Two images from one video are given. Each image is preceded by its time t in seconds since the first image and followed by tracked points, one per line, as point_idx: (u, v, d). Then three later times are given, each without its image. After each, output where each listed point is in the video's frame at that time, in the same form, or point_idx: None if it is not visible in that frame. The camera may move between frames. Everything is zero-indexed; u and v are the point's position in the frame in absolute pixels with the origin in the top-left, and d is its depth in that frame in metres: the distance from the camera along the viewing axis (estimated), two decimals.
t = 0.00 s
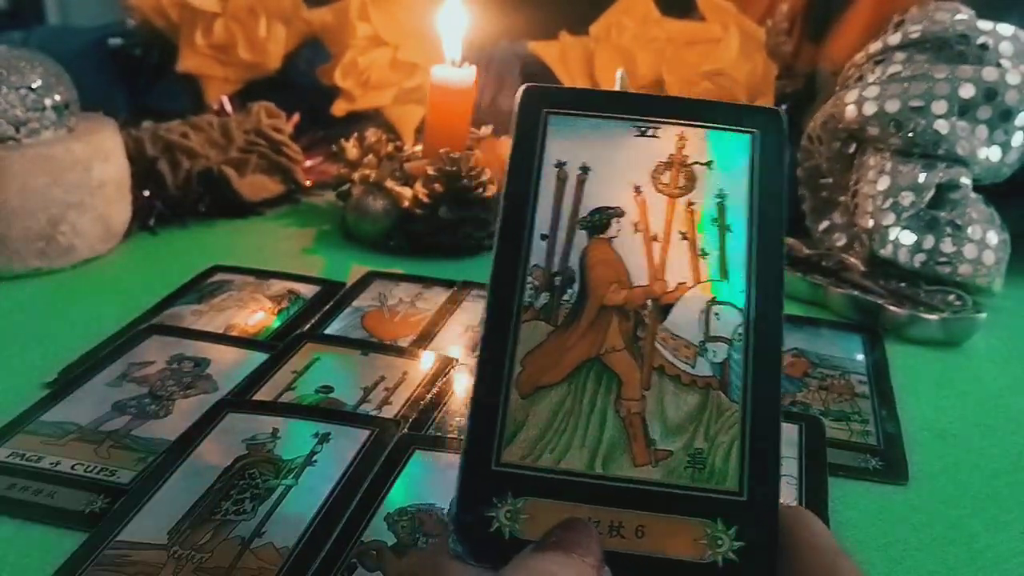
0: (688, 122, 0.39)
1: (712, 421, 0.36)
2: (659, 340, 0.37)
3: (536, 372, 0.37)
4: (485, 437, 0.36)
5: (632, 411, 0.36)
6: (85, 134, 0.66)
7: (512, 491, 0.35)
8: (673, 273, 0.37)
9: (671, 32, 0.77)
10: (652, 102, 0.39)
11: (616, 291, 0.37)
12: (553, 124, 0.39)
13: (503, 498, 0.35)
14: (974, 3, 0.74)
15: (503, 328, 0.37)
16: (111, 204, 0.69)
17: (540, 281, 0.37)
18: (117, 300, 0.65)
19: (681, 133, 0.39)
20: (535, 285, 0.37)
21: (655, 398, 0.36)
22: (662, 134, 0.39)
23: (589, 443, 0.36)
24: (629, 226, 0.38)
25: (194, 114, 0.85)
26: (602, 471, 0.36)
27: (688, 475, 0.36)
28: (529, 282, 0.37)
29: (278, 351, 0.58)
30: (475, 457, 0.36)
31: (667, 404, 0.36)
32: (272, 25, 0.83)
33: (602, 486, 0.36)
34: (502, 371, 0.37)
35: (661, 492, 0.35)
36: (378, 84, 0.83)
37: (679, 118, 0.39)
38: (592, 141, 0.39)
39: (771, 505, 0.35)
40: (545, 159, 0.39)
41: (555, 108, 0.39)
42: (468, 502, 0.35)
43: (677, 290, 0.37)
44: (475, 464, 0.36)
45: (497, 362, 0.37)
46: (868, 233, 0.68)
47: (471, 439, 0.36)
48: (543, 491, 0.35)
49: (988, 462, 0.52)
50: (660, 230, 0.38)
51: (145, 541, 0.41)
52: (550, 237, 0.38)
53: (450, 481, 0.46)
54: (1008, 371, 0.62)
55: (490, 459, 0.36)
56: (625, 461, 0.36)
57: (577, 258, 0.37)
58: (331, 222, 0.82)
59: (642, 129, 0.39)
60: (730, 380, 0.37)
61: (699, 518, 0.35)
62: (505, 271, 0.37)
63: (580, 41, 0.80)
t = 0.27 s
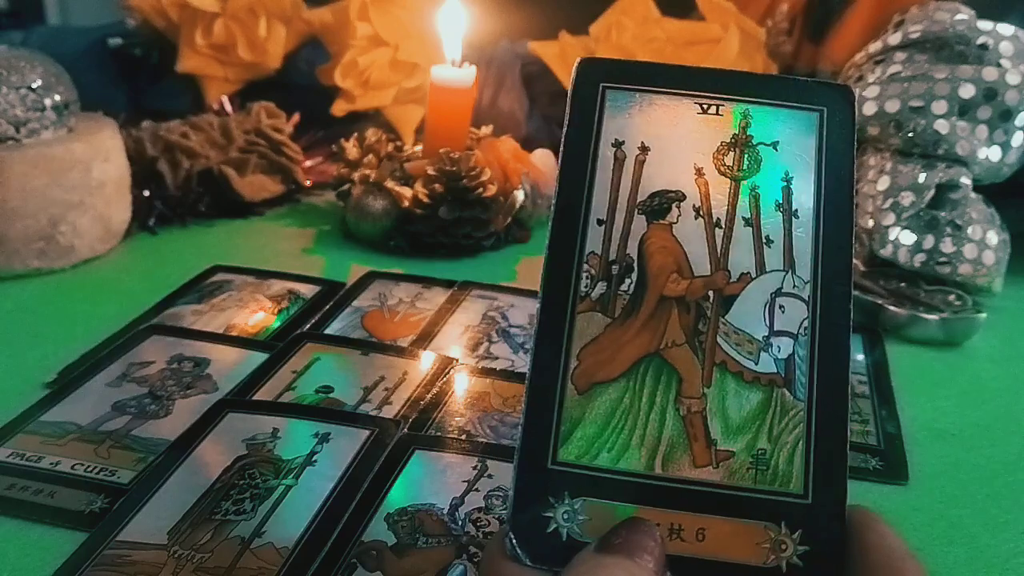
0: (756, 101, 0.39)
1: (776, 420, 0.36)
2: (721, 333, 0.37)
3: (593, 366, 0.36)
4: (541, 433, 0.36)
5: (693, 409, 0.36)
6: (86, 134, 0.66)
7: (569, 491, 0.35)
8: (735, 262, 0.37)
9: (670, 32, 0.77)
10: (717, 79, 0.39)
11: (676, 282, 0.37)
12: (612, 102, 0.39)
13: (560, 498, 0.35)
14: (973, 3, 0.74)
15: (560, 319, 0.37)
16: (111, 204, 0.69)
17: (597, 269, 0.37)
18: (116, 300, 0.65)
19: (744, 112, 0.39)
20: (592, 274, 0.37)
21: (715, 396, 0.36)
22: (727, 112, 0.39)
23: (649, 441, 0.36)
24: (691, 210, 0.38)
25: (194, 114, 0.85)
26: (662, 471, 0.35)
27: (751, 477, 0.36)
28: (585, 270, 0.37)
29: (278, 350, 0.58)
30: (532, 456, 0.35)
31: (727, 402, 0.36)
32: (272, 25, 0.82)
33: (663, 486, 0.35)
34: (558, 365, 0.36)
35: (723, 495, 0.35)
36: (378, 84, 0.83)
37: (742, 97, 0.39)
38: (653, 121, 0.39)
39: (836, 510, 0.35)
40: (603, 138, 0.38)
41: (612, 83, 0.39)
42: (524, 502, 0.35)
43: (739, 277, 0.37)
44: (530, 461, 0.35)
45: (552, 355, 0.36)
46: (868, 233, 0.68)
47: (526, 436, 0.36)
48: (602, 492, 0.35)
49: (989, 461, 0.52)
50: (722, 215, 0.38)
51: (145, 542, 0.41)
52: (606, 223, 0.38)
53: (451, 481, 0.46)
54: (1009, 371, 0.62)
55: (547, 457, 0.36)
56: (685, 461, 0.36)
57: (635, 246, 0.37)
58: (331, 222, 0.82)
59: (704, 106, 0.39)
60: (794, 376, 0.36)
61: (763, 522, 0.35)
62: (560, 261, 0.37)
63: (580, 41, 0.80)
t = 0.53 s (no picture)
0: (765, 93, 0.38)
1: (791, 419, 0.36)
2: (734, 334, 0.36)
3: (607, 369, 0.37)
4: (557, 437, 0.36)
5: (708, 410, 0.36)
6: (87, 134, 0.67)
7: (587, 493, 0.35)
8: (747, 261, 0.37)
9: (670, 33, 0.78)
10: (725, 72, 0.38)
11: (688, 282, 0.37)
12: (619, 100, 0.38)
13: (578, 500, 0.35)
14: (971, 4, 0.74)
15: (573, 322, 0.37)
16: (112, 204, 0.69)
17: (609, 271, 0.37)
18: (118, 300, 0.65)
19: (754, 104, 0.38)
20: (603, 277, 0.37)
21: (730, 397, 0.36)
22: (738, 105, 0.38)
23: (665, 442, 0.36)
24: (702, 209, 0.37)
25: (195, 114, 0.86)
26: (678, 472, 0.35)
27: (768, 477, 0.35)
28: (597, 272, 0.37)
29: (279, 350, 0.58)
30: (549, 460, 0.36)
31: (743, 403, 0.36)
32: (273, 26, 0.83)
33: (680, 487, 0.35)
34: (572, 368, 0.36)
35: (739, 495, 0.35)
36: (379, 84, 0.83)
37: (751, 89, 0.38)
38: (662, 118, 0.38)
39: (854, 507, 0.35)
40: (611, 138, 0.38)
41: (619, 81, 0.39)
42: (542, 504, 0.35)
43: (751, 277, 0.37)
44: (547, 464, 0.36)
45: (568, 359, 0.37)
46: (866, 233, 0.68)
47: (543, 439, 0.36)
48: (619, 493, 0.35)
49: (987, 461, 0.52)
50: (734, 214, 0.37)
51: (146, 541, 0.41)
52: (617, 224, 0.37)
53: (452, 480, 0.46)
54: (1007, 371, 0.62)
55: (564, 460, 0.36)
56: (701, 463, 0.36)
57: (647, 246, 0.37)
58: (331, 222, 0.82)
59: (713, 100, 0.38)
60: (809, 375, 0.36)
61: (780, 521, 0.35)
62: (572, 265, 0.37)
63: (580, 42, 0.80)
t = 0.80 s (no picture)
0: (713, 114, 0.39)
1: (746, 419, 0.36)
2: (690, 338, 0.36)
3: (567, 372, 0.36)
4: (519, 440, 0.35)
5: (666, 411, 0.36)
6: (87, 134, 0.67)
7: (549, 493, 0.35)
8: (701, 268, 0.37)
9: (670, 33, 0.78)
10: (683, 92, 0.39)
11: (645, 288, 0.37)
12: (576, 121, 0.39)
13: (541, 500, 0.35)
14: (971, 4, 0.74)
15: (533, 327, 0.36)
16: (112, 204, 0.69)
17: (568, 280, 0.37)
18: (118, 300, 0.65)
19: (705, 124, 0.38)
20: (564, 285, 0.37)
21: (688, 399, 0.36)
22: (688, 126, 0.38)
23: (623, 442, 0.35)
24: (657, 220, 0.37)
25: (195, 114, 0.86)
26: (638, 471, 0.35)
27: (725, 475, 0.35)
28: (557, 280, 0.37)
29: (279, 350, 0.58)
30: (511, 460, 0.35)
31: (700, 405, 0.36)
32: (273, 26, 0.83)
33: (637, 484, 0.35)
34: (533, 375, 0.36)
35: (699, 493, 0.35)
36: (379, 84, 0.83)
37: (703, 110, 0.39)
38: (617, 137, 0.39)
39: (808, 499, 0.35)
40: (568, 155, 0.38)
41: (576, 104, 0.39)
42: (506, 505, 0.35)
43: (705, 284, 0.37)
44: (510, 467, 0.35)
45: (528, 363, 0.36)
46: (866, 233, 0.68)
47: (505, 442, 0.35)
48: (580, 490, 0.35)
49: (986, 461, 0.52)
50: (687, 224, 0.37)
51: (146, 541, 0.41)
52: (576, 236, 0.37)
53: (452, 480, 0.46)
54: (1007, 371, 0.62)
55: (525, 463, 0.35)
56: (660, 462, 0.35)
57: (604, 256, 0.37)
58: (331, 222, 0.82)
59: (665, 122, 0.38)
60: (763, 375, 0.36)
61: (739, 516, 0.35)
62: (532, 272, 0.37)
63: (580, 42, 0.80)
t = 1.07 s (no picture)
0: (724, 99, 0.37)
1: (740, 414, 0.35)
2: (690, 329, 0.35)
3: (565, 357, 0.35)
4: (512, 422, 0.35)
5: (661, 403, 0.35)
6: (87, 135, 0.67)
7: (539, 478, 0.34)
8: (705, 259, 0.36)
9: (670, 34, 0.78)
10: (694, 75, 0.37)
11: (646, 278, 0.36)
12: (587, 97, 0.37)
13: (531, 484, 0.34)
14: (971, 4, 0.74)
15: (532, 309, 0.36)
16: (112, 204, 0.69)
17: (570, 264, 0.36)
18: (118, 300, 0.65)
19: (716, 113, 0.37)
20: (565, 268, 0.36)
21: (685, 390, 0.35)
22: (699, 110, 0.37)
23: (617, 432, 0.35)
24: (663, 207, 0.36)
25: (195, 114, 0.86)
26: (630, 462, 0.35)
27: (717, 469, 0.35)
28: (559, 263, 0.36)
29: (279, 350, 0.58)
30: (502, 442, 0.35)
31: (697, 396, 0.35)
32: (273, 26, 0.83)
33: (628, 476, 0.34)
34: (530, 356, 0.35)
35: (689, 486, 0.34)
36: (379, 84, 0.83)
37: (715, 96, 0.37)
38: (627, 118, 0.37)
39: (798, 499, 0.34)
40: (577, 134, 0.37)
41: (587, 79, 0.37)
42: (496, 486, 0.34)
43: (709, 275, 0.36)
44: (501, 449, 0.35)
45: (526, 345, 0.35)
46: (866, 233, 0.68)
47: (497, 422, 0.35)
48: (570, 477, 0.34)
49: (986, 461, 0.52)
50: (694, 213, 0.36)
51: (146, 541, 0.41)
52: (581, 218, 0.36)
53: (452, 480, 0.46)
54: (1007, 371, 0.62)
55: (518, 444, 0.35)
56: (653, 454, 0.35)
57: (609, 240, 0.36)
58: (331, 222, 0.82)
59: (676, 104, 0.37)
60: (760, 371, 0.36)
61: (727, 512, 0.34)
62: (533, 254, 0.36)
63: (580, 42, 0.80)
